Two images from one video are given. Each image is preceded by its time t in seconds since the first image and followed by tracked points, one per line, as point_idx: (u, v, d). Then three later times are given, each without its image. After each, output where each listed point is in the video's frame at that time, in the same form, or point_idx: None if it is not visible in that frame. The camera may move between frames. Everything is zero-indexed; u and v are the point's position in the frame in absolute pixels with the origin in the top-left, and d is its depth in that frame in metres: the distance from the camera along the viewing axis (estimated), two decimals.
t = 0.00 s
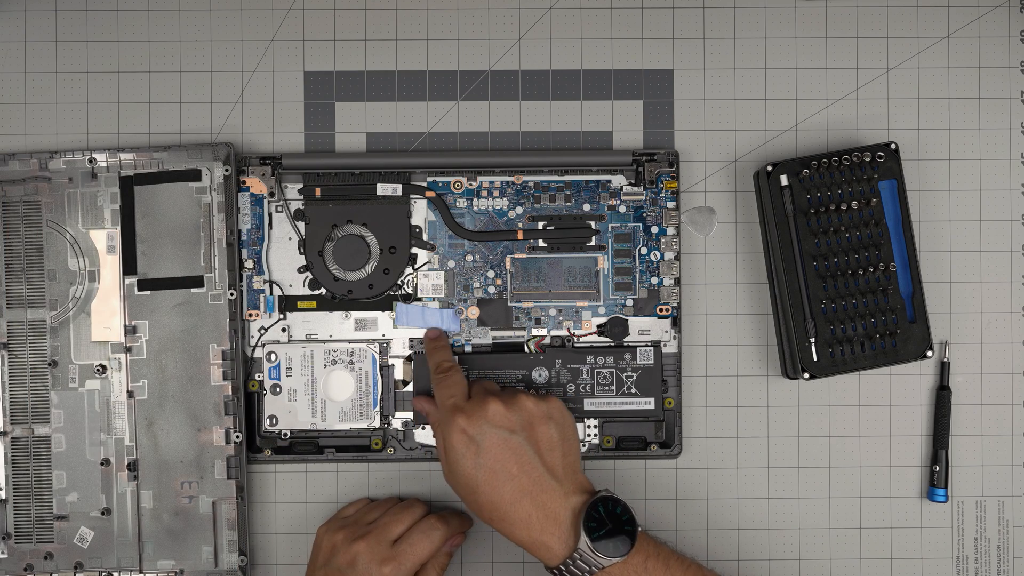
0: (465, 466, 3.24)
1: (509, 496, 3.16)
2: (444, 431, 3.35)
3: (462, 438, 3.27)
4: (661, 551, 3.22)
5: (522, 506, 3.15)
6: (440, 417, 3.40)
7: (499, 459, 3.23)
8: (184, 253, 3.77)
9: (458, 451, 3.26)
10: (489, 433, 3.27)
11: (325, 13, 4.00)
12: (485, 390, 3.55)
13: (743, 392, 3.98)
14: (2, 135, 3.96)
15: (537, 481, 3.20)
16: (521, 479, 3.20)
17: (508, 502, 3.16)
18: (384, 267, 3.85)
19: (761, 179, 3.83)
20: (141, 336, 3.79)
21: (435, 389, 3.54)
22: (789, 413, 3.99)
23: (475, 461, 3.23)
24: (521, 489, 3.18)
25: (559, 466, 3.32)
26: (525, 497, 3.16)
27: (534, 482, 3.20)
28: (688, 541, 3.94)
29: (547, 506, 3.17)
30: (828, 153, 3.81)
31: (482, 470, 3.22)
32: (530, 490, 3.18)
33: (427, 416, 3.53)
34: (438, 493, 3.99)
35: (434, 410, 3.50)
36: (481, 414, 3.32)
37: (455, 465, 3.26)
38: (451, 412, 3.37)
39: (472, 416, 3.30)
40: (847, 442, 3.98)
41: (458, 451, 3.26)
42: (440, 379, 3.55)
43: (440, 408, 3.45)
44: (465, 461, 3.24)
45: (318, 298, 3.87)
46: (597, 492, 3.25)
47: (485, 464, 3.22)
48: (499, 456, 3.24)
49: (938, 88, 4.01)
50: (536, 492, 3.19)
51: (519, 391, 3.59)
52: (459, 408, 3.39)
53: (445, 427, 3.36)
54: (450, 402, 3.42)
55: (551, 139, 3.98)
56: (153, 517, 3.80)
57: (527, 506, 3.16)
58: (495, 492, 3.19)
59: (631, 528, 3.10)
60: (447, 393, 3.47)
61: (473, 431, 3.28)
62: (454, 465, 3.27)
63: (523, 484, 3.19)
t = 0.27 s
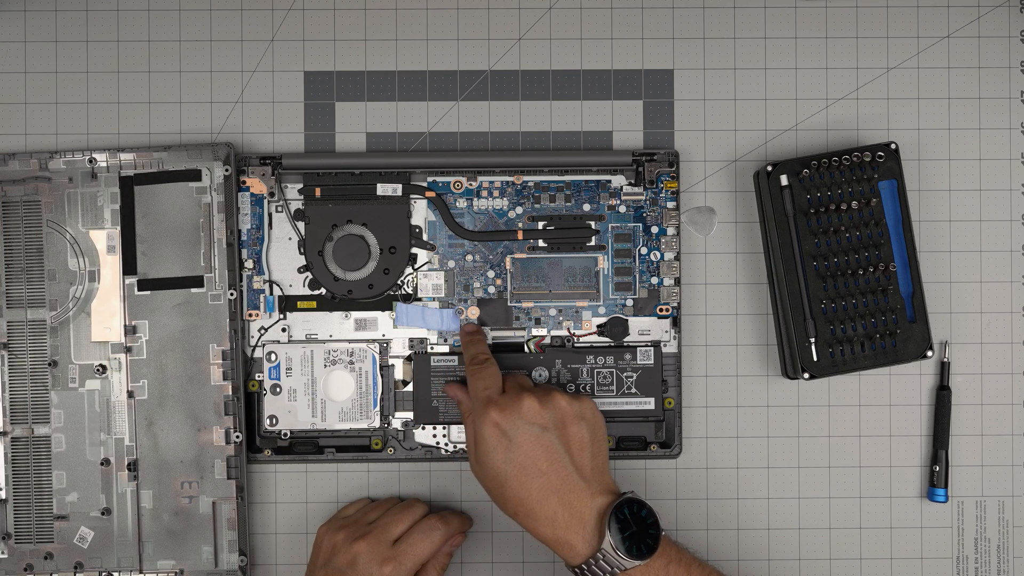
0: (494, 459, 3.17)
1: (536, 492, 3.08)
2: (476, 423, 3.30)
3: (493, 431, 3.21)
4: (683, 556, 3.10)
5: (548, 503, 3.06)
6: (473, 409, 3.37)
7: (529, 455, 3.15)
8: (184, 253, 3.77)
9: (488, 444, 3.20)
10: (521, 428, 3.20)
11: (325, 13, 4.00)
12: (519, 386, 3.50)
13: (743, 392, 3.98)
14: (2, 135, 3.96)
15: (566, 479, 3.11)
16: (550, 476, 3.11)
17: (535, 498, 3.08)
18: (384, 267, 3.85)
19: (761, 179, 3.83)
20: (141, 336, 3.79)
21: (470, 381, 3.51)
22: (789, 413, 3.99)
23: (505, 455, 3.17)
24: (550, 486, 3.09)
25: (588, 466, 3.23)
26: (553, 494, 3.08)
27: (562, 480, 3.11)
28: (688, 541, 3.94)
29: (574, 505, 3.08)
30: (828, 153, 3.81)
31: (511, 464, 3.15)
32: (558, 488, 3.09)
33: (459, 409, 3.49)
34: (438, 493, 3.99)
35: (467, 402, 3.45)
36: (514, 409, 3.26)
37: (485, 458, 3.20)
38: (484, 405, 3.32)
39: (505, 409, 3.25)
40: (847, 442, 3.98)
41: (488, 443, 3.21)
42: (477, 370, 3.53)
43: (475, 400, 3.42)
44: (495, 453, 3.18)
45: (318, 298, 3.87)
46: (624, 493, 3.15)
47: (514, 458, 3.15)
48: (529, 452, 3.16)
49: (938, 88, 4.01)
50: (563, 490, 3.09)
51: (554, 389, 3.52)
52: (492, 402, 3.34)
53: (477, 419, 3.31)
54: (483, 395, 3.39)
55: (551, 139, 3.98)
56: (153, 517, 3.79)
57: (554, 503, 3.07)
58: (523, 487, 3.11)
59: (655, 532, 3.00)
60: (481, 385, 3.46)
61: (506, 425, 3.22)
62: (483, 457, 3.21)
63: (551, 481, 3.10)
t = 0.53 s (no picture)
0: (502, 447, 3.16)
1: (543, 479, 3.07)
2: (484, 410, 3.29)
3: (500, 419, 3.20)
4: (690, 547, 3.08)
5: (555, 490, 3.05)
6: (479, 397, 3.36)
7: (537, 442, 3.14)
8: (184, 253, 3.77)
9: (496, 431, 3.19)
10: (528, 415, 3.19)
11: (325, 13, 4.00)
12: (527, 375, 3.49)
13: (743, 392, 3.98)
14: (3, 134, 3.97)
15: (573, 467, 3.10)
16: (558, 463, 3.10)
17: (542, 485, 3.07)
18: (384, 267, 3.85)
19: (761, 179, 3.83)
20: (141, 336, 3.79)
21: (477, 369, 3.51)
22: (789, 413, 3.99)
23: (512, 442, 3.15)
24: (558, 473, 3.08)
25: (595, 454, 3.21)
26: (560, 481, 3.07)
27: (570, 467, 3.10)
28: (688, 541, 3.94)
29: (581, 492, 3.07)
30: (828, 153, 3.81)
31: (518, 451, 3.14)
32: (565, 475, 3.08)
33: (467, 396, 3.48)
34: (438, 493, 3.99)
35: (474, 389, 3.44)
36: (521, 396, 3.24)
37: (493, 445, 3.19)
38: (492, 393, 3.30)
39: (512, 397, 3.23)
40: (847, 442, 3.98)
41: (495, 430, 3.19)
42: (483, 360, 3.53)
43: (480, 388, 3.41)
44: (502, 441, 3.17)
45: (318, 298, 3.87)
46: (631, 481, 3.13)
47: (522, 446, 3.14)
48: (536, 439, 3.15)
49: (938, 88, 4.01)
50: (570, 477, 3.08)
51: (562, 376, 3.51)
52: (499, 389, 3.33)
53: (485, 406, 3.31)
54: (490, 382, 3.38)
55: (551, 139, 3.98)
56: (153, 517, 3.79)
57: (561, 490, 3.06)
58: (530, 474, 3.10)
59: (661, 520, 2.98)
60: (488, 373, 3.45)
61: (513, 412, 3.20)
62: (490, 444, 3.20)
63: (558, 468, 3.09)
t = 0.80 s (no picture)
0: (515, 447, 3.15)
1: (556, 480, 3.07)
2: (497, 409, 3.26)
3: (513, 420, 3.16)
4: (700, 546, 3.09)
5: (568, 490, 3.06)
6: (491, 397, 3.33)
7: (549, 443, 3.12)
8: (184, 253, 3.78)
9: (509, 432, 3.17)
10: (541, 416, 3.14)
11: (325, 13, 4.00)
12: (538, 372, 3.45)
13: (743, 392, 3.98)
14: (3, 134, 3.97)
15: (586, 467, 3.09)
16: (571, 464, 3.09)
17: (555, 485, 3.07)
18: (384, 267, 3.85)
19: (761, 179, 3.83)
20: (141, 336, 3.79)
21: (489, 368, 3.48)
22: (789, 413, 3.99)
23: (525, 443, 3.13)
24: (571, 474, 3.07)
25: (608, 452, 3.21)
26: (573, 481, 3.07)
27: (583, 468, 3.09)
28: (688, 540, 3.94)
29: (593, 491, 3.08)
30: (828, 153, 3.81)
31: (531, 451, 3.12)
32: (578, 475, 3.07)
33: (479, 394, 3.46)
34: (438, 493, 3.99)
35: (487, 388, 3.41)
36: (534, 397, 3.18)
37: (506, 444, 3.18)
38: (505, 393, 3.26)
39: (525, 398, 3.18)
40: (847, 442, 3.98)
41: (508, 431, 3.17)
42: (494, 360, 3.50)
43: (492, 388, 3.38)
44: (515, 441, 3.15)
45: (318, 298, 3.86)
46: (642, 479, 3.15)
47: (535, 446, 3.12)
48: (550, 440, 3.12)
49: (938, 88, 4.01)
50: (583, 477, 3.08)
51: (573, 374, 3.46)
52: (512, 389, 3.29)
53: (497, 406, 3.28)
54: (501, 382, 3.34)
55: (551, 139, 3.98)
56: (153, 517, 3.79)
57: (574, 491, 3.06)
58: (543, 475, 3.10)
59: (672, 518, 2.98)
60: (499, 374, 3.41)
61: (526, 413, 3.16)
62: (503, 444, 3.20)
63: (571, 469, 3.08)
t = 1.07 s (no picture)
0: (525, 464, 3.09)
1: (566, 498, 3.04)
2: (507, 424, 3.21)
3: (524, 437, 3.11)
4: (704, 559, 3.16)
5: (578, 507, 3.04)
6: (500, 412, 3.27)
7: (560, 460, 3.07)
8: (184, 253, 3.78)
9: (519, 449, 3.11)
10: (552, 434, 3.09)
11: (325, 13, 4.00)
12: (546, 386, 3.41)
13: (743, 392, 3.98)
14: (3, 134, 3.97)
15: (596, 485, 3.07)
16: (581, 481, 3.06)
17: (565, 503, 3.04)
18: (384, 267, 3.85)
19: (761, 179, 3.83)
20: (141, 336, 3.79)
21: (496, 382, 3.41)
22: (789, 413, 3.99)
23: (536, 461, 3.08)
24: (582, 492, 3.04)
25: (616, 468, 3.19)
26: (583, 498, 3.04)
27: (593, 485, 3.07)
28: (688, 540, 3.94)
29: (603, 508, 3.06)
30: (828, 153, 3.81)
31: (541, 469, 3.07)
32: (588, 492, 3.05)
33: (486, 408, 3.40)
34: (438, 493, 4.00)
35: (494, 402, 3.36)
36: (546, 414, 3.13)
37: (515, 460, 3.12)
38: (516, 409, 3.20)
39: (537, 415, 3.13)
40: (848, 442, 3.98)
41: (519, 448, 3.12)
42: (503, 374, 3.44)
43: (501, 403, 3.32)
44: (525, 458, 3.09)
45: (318, 298, 3.85)
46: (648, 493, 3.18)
47: (546, 464, 3.07)
48: (561, 458, 3.08)
49: (938, 87, 4.01)
50: (593, 494, 3.06)
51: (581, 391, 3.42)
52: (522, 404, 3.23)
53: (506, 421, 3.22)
54: (511, 397, 3.29)
55: (551, 139, 3.98)
56: (153, 517, 3.79)
57: (584, 507, 3.04)
58: (553, 492, 3.06)
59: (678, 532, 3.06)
60: (509, 390, 3.35)
61: (537, 430, 3.10)
62: (512, 460, 3.14)
63: (582, 486, 3.05)
